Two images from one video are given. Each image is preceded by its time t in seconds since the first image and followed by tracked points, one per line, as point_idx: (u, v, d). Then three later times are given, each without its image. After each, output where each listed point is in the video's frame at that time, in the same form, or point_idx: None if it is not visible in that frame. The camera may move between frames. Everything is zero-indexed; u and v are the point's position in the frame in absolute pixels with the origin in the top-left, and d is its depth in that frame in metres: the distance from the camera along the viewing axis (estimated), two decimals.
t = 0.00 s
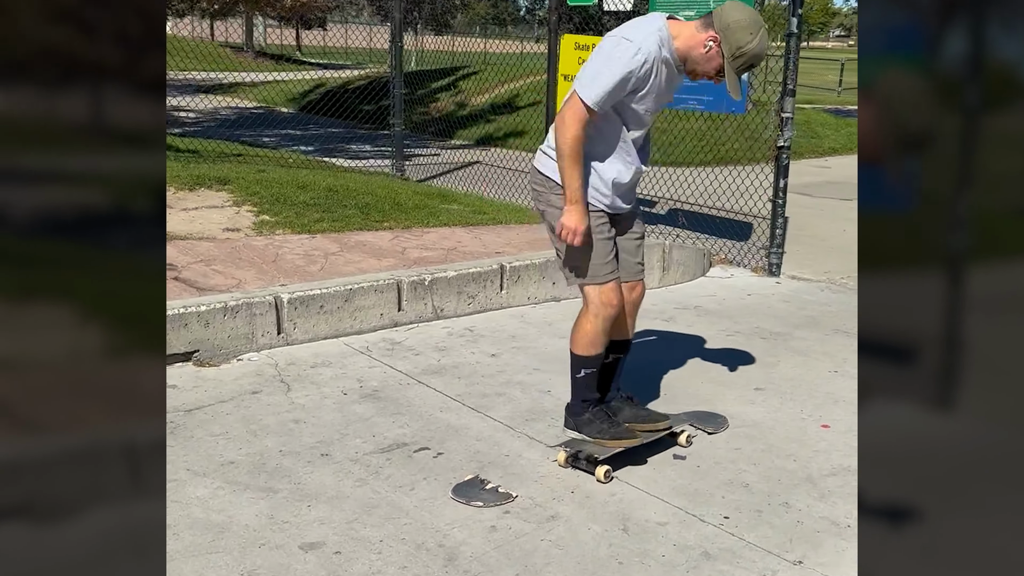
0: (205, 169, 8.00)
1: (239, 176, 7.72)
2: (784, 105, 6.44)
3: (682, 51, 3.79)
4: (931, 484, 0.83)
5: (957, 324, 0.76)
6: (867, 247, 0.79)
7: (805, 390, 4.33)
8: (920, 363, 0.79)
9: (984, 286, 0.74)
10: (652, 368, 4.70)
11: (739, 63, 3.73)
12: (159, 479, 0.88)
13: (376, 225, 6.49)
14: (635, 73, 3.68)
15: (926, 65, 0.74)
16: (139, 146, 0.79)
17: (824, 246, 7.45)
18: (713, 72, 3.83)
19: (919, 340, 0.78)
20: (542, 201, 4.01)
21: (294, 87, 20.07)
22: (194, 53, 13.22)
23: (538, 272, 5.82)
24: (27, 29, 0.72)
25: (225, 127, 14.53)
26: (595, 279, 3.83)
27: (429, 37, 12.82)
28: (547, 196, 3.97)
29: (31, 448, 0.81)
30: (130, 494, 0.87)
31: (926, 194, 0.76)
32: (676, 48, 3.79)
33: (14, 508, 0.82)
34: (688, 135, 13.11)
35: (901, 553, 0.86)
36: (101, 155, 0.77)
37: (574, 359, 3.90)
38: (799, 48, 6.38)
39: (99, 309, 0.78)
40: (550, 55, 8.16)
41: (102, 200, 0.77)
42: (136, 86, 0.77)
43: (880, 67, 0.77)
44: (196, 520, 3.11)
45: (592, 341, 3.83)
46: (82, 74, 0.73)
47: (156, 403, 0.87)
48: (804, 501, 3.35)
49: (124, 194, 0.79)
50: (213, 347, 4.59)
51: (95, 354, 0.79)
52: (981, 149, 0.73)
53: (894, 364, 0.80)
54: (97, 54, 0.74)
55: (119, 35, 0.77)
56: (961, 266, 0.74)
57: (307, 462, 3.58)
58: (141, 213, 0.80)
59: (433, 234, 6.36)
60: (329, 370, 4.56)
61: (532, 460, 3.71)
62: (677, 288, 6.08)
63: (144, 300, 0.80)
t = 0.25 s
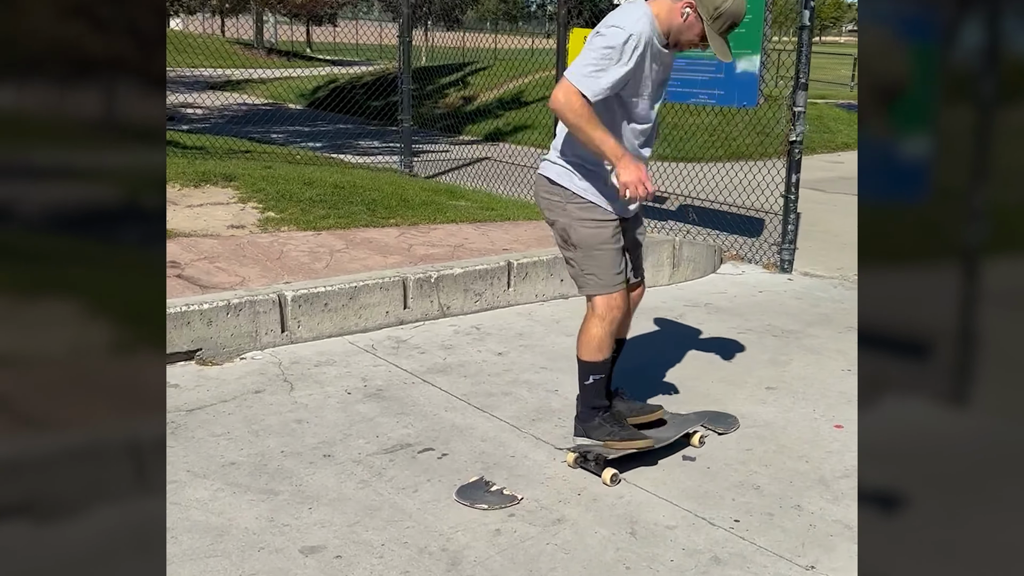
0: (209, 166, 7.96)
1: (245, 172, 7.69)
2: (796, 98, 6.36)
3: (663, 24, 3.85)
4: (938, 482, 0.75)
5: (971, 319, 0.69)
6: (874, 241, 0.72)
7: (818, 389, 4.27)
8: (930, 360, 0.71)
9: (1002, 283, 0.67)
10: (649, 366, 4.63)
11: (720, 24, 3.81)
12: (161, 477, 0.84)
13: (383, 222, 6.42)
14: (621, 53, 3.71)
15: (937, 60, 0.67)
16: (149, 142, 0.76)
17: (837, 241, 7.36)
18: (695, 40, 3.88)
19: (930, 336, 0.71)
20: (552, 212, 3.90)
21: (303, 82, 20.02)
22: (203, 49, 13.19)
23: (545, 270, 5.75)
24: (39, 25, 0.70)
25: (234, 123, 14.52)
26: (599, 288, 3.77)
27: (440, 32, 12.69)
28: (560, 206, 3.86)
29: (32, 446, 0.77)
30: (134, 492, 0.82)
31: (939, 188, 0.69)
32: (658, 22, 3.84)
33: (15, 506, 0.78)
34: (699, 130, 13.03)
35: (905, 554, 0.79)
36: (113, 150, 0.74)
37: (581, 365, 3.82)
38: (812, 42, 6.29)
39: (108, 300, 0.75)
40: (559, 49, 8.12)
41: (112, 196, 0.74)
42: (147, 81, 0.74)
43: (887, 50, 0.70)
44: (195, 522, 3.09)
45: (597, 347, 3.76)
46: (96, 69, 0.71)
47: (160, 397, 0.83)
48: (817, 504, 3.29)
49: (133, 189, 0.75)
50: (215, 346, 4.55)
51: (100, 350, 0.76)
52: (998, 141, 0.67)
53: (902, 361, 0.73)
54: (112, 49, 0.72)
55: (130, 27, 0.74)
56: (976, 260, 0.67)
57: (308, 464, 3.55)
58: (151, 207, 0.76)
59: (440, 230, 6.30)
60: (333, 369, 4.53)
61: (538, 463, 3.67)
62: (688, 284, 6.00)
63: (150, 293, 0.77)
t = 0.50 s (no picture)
0: (213, 164, 7.89)
1: (249, 171, 7.61)
2: (807, 93, 6.26)
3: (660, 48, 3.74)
4: (956, 480, 0.73)
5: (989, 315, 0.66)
6: (885, 238, 0.69)
7: (832, 393, 4.21)
8: (942, 357, 0.68)
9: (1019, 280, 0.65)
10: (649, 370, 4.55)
11: (722, 36, 3.64)
12: (164, 479, 0.80)
13: (388, 221, 6.34)
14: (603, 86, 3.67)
15: (948, 56, 0.64)
16: (153, 136, 0.73)
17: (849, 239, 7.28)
18: (701, 57, 3.73)
19: (943, 331, 0.68)
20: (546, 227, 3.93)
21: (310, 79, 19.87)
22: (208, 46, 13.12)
23: (552, 270, 5.66)
24: (46, 20, 0.66)
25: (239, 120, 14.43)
26: (615, 285, 3.70)
27: (446, 30, 12.60)
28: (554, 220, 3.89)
29: (35, 449, 0.73)
30: (136, 496, 0.79)
31: (954, 183, 0.66)
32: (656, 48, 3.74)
33: (15, 511, 0.74)
34: (708, 127, 12.91)
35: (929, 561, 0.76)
36: (122, 144, 0.70)
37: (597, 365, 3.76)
38: (823, 37, 6.18)
39: (109, 299, 0.71)
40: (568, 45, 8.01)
41: (120, 193, 0.70)
42: (151, 77, 0.71)
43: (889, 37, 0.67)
44: (194, 534, 3.01)
45: (619, 349, 3.67)
46: (103, 65, 0.67)
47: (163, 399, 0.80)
48: (834, 514, 3.23)
49: (141, 182, 0.72)
50: (216, 349, 4.48)
51: (103, 352, 0.72)
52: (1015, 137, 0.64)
53: (913, 359, 0.70)
54: (119, 44, 0.69)
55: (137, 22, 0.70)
56: (992, 255, 0.65)
57: (310, 472, 3.48)
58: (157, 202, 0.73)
59: (446, 229, 6.22)
60: (337, 372, 4.45)
61: (548, 469, 3.61)
62: (699, 284, 5.91)
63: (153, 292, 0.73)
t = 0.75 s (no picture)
0: (212, 163, 7.81)
1: (249, 169, 7.55)
2: (815, 92, 6.19)
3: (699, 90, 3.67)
4: (971, 482, 0.69)
5: (997, 316, 0.63)
6: (889, 237, 0.66)
7: (843, 399, 4.17)
8: (950, 358, 0.65)
9: None
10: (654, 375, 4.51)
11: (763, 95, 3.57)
12: (166, 484, 0.77)
13: (390, 221, 6.28)
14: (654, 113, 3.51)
15: (957, 49, 0.61)
16: (157, 132, 0.70)
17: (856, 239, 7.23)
18: (737, 108, 3.67)
19: (952, 331, 0.65)
20: (535, 220, 3.90)
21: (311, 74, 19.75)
22: (209, 44, 13.05)
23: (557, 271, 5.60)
24: (46, 14, 0.62)
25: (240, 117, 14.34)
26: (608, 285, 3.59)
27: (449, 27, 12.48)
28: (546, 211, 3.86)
29: (33, 452, 0.70)
30: (138, 501, 0.76)
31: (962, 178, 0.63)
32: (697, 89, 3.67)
33: (14, 515, 0.71)
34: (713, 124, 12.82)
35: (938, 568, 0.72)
36: (124, 141, 0.67)
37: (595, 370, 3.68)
38: (831, 34, 6.09)
39: (113, 296, 0.68)
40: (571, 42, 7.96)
41: (122, 189, 0.67)
42: (157, 74, 0.68)
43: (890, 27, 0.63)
44: (193, 547, 2.96)
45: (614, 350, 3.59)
46: (107, 58, 0.64)
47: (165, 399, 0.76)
48: (846, 525, 3.20)
49: (144, 179, 0.69)
50: (216, 352, 4.42)
51: (105, 354, 0.69)
52: None
53: (920, 358, 0.66)
54: (121, 41, 0.65)
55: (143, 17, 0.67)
56: (1002, 253, 0.61)
57: (312, 480, 3.43)
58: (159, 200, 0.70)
59: (449, 229, 6.15)
60: (339, 376, 4.39)
61: (554, 478, 3.56)
62: (705, 285, 5.85)
63: (155, 292, 0.70)
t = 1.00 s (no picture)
0: (211, 159, 7.77)
1: (249, 166, 7.51)
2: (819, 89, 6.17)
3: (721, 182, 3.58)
4: (968, 486, 0.67)
5: (1001, 316, 0.62)
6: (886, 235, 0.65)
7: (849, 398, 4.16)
8: (953, 355, 0.64)
9: None
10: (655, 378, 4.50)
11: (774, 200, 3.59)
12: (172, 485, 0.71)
13: (391, 219, 6.25)
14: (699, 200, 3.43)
15: (962, 48, 0.61)
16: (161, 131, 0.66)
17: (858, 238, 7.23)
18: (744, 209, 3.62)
19: (951, 330, 0.64)
20: (532, 217, 3.80)
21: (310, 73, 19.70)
22: (208, 42, 13.04)
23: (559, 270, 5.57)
24: (45, 14, 0.60)
25: (238, 115, 14.29)
26: (606, 286, 3.62)
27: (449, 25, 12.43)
28: (545, 210, 3.77)
29: (31, 449, 0.64)
30: (136, 497, 0.69)
31: (966, 178, 0.62)
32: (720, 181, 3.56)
33: (11, 514, 0.65)
34: (713, 122, 12.81)
35: None
36: (125, 138, 0.63)
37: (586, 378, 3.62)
38: (836, 32, 6.06)
39: (113, 295, 0.63)
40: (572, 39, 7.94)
41: (121, 186, 0.63)
42: (157, 75, 0.64)
43: (901, 27, 0.63)
44: (196, 547, 2.92)
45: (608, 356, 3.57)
46: (103, 57, 0.61)
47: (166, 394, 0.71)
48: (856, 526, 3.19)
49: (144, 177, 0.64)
50: (217, 350, 4.39)
51: (106, 351, 0.64)
52: None
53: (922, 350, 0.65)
54: (119, 38, 0.62)
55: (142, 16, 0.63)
56: (1003, 251, 0.61)
57: (314, 480, 3.39)
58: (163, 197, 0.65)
59: (450, 227, 6.12)
60: (340, 374, 4.35)
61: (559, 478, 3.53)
62: (708, 284, 5.82)
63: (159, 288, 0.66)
